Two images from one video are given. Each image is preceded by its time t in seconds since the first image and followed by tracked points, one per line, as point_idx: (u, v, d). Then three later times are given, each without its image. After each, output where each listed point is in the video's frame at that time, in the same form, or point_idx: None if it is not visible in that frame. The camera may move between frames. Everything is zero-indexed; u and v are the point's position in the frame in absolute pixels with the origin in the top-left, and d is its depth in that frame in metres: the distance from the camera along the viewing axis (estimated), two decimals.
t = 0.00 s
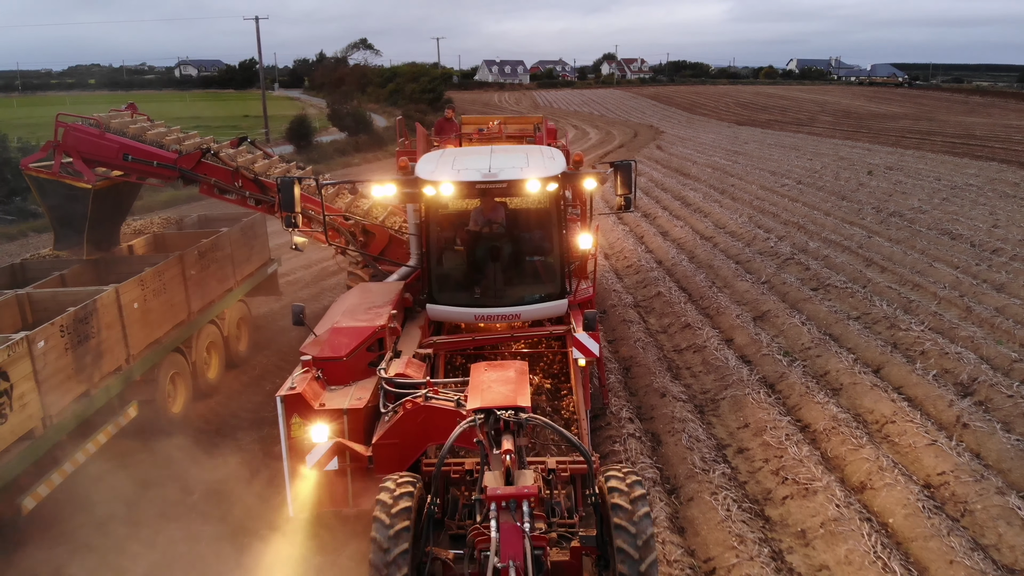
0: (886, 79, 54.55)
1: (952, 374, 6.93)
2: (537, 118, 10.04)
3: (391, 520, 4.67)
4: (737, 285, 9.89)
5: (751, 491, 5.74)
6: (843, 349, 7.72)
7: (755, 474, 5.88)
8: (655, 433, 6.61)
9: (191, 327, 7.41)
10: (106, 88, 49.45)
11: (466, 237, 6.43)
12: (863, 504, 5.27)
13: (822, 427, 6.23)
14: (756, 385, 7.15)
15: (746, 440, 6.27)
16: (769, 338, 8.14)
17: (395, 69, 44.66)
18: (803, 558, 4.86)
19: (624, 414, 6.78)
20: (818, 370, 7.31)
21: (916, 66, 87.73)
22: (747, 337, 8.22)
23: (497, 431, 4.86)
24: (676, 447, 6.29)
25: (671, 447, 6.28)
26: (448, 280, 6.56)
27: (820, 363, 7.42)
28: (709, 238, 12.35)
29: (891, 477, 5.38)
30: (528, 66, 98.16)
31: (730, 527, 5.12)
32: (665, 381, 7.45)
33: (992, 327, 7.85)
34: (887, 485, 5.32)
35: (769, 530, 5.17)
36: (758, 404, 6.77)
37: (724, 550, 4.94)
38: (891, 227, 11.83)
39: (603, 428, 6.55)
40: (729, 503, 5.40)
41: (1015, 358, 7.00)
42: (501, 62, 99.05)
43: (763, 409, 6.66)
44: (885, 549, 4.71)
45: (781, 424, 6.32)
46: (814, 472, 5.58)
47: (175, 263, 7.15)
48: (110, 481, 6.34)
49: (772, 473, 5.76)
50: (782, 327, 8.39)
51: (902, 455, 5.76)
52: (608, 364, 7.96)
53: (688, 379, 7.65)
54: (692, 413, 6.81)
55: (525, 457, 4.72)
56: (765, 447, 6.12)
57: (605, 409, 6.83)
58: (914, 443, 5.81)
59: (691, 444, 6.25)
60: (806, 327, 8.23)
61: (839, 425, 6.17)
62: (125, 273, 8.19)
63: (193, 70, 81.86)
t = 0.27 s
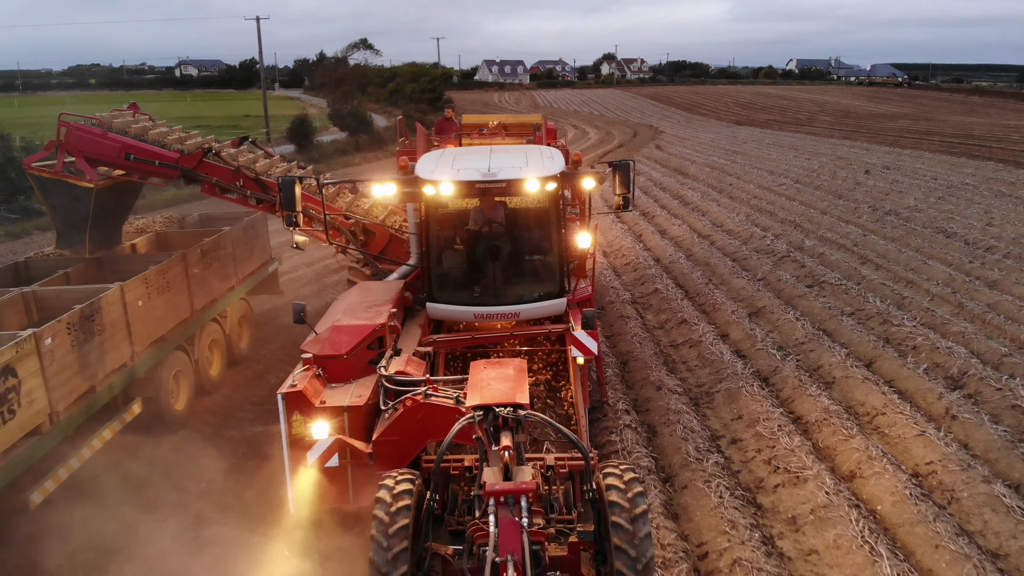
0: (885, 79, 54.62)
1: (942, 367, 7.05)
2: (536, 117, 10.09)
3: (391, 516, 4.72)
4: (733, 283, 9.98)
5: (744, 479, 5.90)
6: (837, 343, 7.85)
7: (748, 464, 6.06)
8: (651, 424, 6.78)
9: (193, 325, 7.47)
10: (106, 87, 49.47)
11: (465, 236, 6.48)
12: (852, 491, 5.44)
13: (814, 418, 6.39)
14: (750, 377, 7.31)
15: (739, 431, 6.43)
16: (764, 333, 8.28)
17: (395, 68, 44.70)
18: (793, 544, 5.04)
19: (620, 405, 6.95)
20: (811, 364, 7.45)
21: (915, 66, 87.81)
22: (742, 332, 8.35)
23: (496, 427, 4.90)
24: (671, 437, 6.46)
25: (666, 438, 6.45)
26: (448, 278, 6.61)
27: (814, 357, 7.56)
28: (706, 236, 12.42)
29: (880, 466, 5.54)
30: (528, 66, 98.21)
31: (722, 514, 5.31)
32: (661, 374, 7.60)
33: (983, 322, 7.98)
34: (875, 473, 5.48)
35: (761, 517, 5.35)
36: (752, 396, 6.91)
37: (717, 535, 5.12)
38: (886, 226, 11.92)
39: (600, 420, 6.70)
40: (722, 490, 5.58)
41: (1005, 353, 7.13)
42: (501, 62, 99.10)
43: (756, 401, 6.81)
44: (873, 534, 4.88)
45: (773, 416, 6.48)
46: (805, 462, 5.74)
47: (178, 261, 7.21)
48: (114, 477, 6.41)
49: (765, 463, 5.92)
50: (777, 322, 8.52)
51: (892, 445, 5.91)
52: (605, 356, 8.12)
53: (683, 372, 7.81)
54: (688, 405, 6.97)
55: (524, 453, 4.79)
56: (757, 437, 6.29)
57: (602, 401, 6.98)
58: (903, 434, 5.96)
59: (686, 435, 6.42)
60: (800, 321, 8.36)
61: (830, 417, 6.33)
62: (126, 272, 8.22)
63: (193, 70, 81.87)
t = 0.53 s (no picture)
0: (885, 79, 54.67)
1: (933, 362, 7.17)
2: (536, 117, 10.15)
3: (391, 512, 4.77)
4: (729, 280, 10.07)
5: (738, 468, 5.99)
6: (831, 338, 7.96)
7: (741, 453, 6.15)
8: (647, 415, 6.88)
9: (196, 324, 7.53)
10: (107, 87, 49.52)
11: (465, 235, 6.49)
12: (842, 479, 5.54)
13: (806, 410, 6.50)
14: (744, 371, 7.42)
15: (734, 423, 6.53)
16: (759, 328, 8.38)
17: (395, 68, 44.75)
18: (785, 529, 5.14)
19: (617, 397, 7.05)
20: (805, 359, 7.57)
21: (915, 66, 87.84)
22: (738, 326, 8.45)
23: (495, 424, 4.95)
24: (667, 428, 6.56)
25: (662, 428, 6.55)
26: (448, 277, 6.66)
27: (807, 352, 7.67)
28: (704, 234, 12.49)
29: (870, 454, 5.65)
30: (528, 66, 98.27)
31: (715, 499, 5.41)
32: (657, 368, 7.71)
33: (974, 318, 8.10)
34: (866, 462, 5.59)
35: (754, 504, 5.44)
36: (746, 388, 7.03)
37: (709, 520, 5.22)
38: (882, 224, 12.01)
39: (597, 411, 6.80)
40: (715, 477, 5.68)
41: (994, 346, 7.27)
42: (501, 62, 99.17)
43: (750, 393, 6.93)
44: (861, 519, 4.98)
45: (767, 407, 6.59)
46: (797, 451, 5.85)
47: (181, 260, 7.28)
48: (118, 474, 6.48)
49: (758, 452, 6.03)
50: (772, 318, 8.62)
51: (883, 436, 6.02)
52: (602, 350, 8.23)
53: (679, 366, 7.90)
54: (683, 397, 7.07)
55: (523, 449, 4.83)
56: (751, 428, 6.40)
57: (599, 393, 7.08)
58: (894, 425, 6.07)
59: (681, 425, 6.51)
60: (794, 317, 8.47)
61: (823, 409, 6.44)
62: (131, 271, 8.35)
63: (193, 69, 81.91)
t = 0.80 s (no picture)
0: (884, 79, 54.70)
1: (924, 356, 7.28)
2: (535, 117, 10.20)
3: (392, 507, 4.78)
4: (726, 277, 10.15)
5: (731, 458, 6.11)
6: (824, 334, 8.07)
7: (735, 443, 6.28)
8: (643, 407, 7.01)
9: (197, 323, 7.59)
10: (108, 88, 49.62)
11: (465, 234, 6.55)
12: (833, 468, 5.67)
13: (799, 403, 6.63)
14: (739, 364, 7.54)
15: (728, 414, 6.65)
16: (754, 323, 8.49)
17: (395, 68, 44.81)
18: (776, 516, 5.26)
19: (613, 390, 7.17)
20: (799, 353, 7.69)
21: (914, 66, 87.85)
22: (733, 322, 8.56)
23: (495, 420, 5.00)
24: (662, 419, 6.69)
25: (657, 419, 6.68)
26: (447, 276, 6.72)
27: (802, 346, 7.78)
28: (701, 232, 12.56)
29: (860, 445, 5.77)
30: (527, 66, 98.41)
31: (709, 487, 5.54)
32: (653, 361, 7.83)
33: (966, 313, 8.21)
34: (855, 452, 5.71)
35: (746, 491, 5.57)
36: (740, 381, 7.16)
37: (703, 506, 5.35)
38: (878, 222, 12.10)
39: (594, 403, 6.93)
40: (709, 466, 5.82)
41: (985, 341, 7.38)
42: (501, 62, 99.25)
43: (744, 386, 7.06)
44: (850, 506, 5.12)
45: (760, 399, 6.72)
46: (789, 441, 5.98)
47: (183, 259, 7.34)
48: (121, 472, 6.54)
49: (751, 442, 6.15)
50: (767, 314, 8.72)
51: (873, 427, 6.14)
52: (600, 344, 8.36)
53: (675, 360, 8.02)
54: (679, 390, 7.19)
55: (521, 445, 4.87)
56: (744, 419, 6.53)
57: (596, 386, 7.21)
58: (884, 417, 6.19)
59: (676, 416, 6.64)
60: (789, 313, 8.58)
61: (815, 401, 6.56)
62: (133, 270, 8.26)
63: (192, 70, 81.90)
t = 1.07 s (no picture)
0: (884, 79, 54.72)
1: (915, 350, 7.40)
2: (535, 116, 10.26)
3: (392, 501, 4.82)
4: (722, 274, 10.24)
5: (725, 447, 6.28)
6: (818, 328, 8.20)
7: (728, 434, 6.43)
8: (640, 399, 7.17)
9: (197, 321, 7.65)
10: (109, 88, 49.69)
11: (465, 233, 6.61)
12: (823, 456, 5.82)
13: (791, 394, 6.78)
14: (733, 358, 7.69)
15: (721, 406, 6.81)
16: (748, 318, 8.62)
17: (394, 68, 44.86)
18: (767, 502, 5.42)
19: (610, 382, 7.33)
20: (793, 346, 7.83)
21: (914, 66, 87.91)
22: (728, 317, 8.68)
23: (494, 416, 5.07)
24: (658, 410, 6.85)
25: (653, 410, 6.84)
26: (447, 274, 6.78)
27: (795, 340, 7.91)
28: (698, 230, 12.63)
29: (850, 434, 5.92)
30: (527, 66, 98.49)
31: (701, 475, 5.71)
32: (649, 355, 7.98)
33: (958, 309, 8.32)
34: (845, 441, 5.86)
35: (738, 479, 5.74)
36: (734, 374, 7.31)
37: (696, 493, 5.52)
38: (873, 220, 12.17)
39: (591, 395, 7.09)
40: (702, 454, 5.98)
41: (975, 336, 7.49)
42: (501, 62, 99.32)
43: (738, 378, 7.21)
44: (838, 492, 5.27)
45: (754, 391, 6.87)
46: (780, 431, 6.14)
47: (183, 258, 7.39)
48: (123, 468, 6.60)
49: (744, 433, 6.31)
50: (762, 309, 8.84)
51: (863, 417, 6.29)
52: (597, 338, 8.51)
53: (671, 354, 8.16)
54: (674, 382, 7.34)
55: (520, 441, 4.93)
56: (738, 411, 6.69)
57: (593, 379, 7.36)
58: (874, 407, 6.34)
59: (671, 408, 6.81)
60: (783, 308, 8.71)
61: (807, 392, 6.71)
62: (133, 269, 8.16)
63: (193, 70, 81.93)
